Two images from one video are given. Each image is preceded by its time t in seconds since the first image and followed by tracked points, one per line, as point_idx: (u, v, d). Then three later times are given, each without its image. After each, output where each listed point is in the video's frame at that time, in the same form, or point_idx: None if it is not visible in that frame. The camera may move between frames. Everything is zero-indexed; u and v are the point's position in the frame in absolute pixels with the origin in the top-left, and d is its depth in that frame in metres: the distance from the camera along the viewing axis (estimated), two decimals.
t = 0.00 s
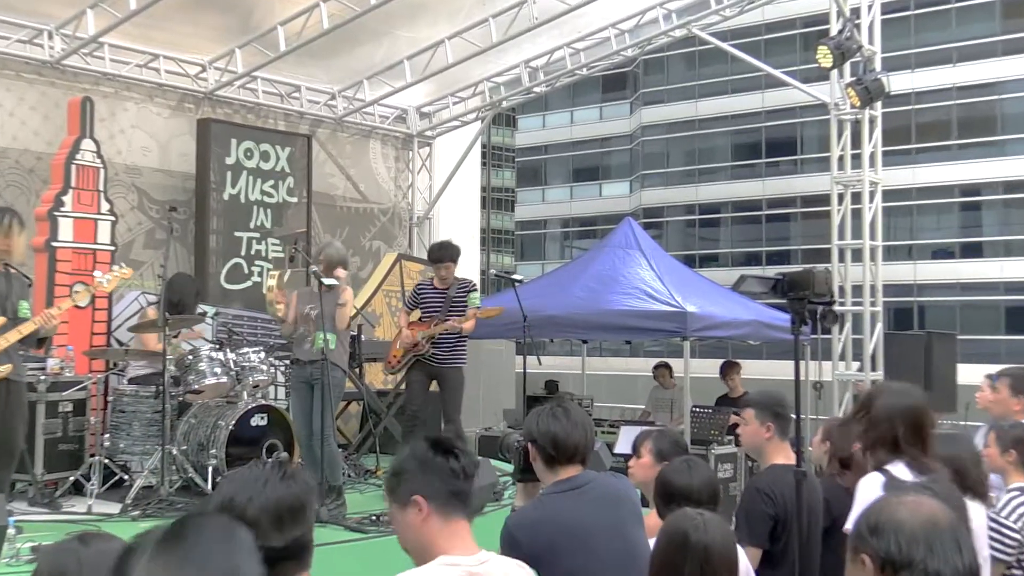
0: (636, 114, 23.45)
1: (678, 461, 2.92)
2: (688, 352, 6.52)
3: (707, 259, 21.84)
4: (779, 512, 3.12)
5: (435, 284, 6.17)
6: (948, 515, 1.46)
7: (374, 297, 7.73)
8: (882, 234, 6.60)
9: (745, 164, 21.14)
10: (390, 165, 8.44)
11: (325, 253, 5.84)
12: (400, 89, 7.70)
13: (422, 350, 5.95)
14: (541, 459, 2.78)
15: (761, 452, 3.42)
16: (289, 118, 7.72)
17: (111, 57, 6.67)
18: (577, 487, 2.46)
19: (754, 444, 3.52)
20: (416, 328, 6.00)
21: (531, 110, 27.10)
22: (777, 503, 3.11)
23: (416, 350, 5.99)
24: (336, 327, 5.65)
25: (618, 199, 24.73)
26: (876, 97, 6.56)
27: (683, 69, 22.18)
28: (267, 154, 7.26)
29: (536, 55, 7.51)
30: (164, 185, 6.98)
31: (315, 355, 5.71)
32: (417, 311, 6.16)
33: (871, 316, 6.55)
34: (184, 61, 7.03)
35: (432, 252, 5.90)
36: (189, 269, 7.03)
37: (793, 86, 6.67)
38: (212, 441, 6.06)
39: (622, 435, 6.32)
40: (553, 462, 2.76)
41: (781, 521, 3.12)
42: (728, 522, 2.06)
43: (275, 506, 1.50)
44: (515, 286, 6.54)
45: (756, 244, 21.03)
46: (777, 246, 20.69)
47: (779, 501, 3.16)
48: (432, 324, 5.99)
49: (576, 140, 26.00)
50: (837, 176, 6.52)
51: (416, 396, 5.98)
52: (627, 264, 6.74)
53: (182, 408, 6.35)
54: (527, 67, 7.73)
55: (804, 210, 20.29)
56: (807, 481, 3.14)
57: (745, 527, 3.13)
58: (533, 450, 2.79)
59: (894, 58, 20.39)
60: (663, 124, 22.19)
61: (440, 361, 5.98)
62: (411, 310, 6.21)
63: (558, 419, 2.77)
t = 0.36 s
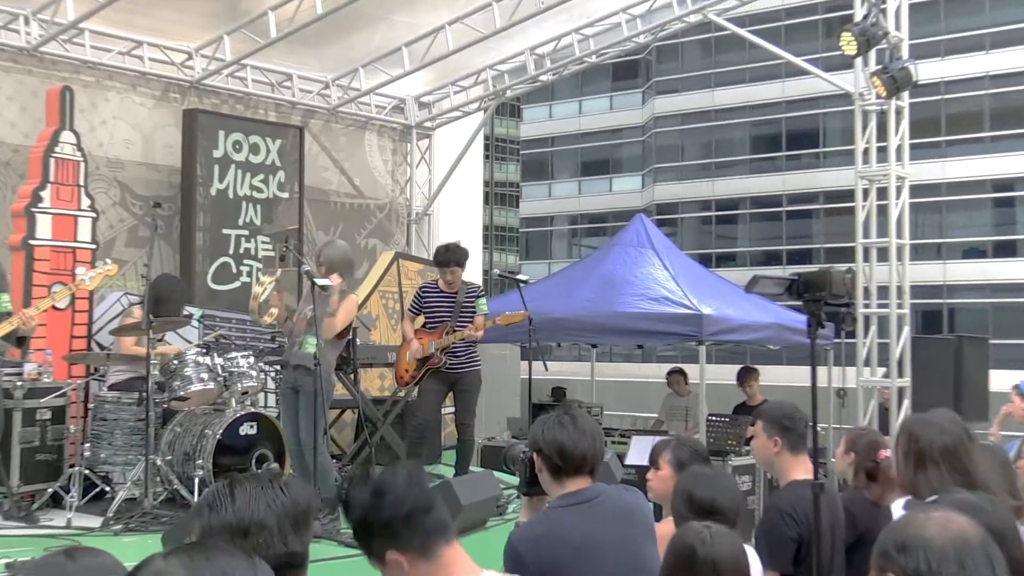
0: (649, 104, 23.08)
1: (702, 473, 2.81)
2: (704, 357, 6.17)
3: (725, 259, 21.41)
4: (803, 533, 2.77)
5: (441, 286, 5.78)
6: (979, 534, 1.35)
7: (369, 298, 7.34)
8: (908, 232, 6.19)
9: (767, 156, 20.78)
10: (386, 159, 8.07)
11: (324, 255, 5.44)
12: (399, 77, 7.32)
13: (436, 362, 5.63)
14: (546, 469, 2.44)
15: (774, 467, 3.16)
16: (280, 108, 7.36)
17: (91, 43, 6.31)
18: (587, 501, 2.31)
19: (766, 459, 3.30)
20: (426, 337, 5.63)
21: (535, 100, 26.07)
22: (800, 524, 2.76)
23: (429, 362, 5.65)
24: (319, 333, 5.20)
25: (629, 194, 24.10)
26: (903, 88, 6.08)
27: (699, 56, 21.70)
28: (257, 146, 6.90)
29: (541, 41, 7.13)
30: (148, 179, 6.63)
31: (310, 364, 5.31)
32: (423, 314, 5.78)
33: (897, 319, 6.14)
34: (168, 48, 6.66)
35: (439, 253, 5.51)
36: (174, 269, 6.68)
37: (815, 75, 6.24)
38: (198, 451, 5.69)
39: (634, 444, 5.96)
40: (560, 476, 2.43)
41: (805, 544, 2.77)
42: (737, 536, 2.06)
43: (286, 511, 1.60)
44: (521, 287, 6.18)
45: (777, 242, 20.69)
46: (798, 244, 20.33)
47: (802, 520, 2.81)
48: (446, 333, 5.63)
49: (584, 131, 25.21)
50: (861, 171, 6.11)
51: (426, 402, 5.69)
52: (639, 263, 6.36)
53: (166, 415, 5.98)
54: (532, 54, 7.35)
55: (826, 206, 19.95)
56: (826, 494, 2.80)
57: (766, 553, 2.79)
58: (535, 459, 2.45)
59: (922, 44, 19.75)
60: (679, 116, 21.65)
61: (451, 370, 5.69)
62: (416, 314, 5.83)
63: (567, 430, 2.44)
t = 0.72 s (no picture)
0: (663, 84, 21.36)
1: (731, 472, 2.58)
2: (722, 353, 5.80)
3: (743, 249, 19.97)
4: (814, 534, 2.74)
5: (446, 274, 5.46)
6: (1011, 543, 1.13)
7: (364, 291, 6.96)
8: (939, 219, 5.77)
9: (786, 141, 19.42)
10: (382, 142, 7.68)
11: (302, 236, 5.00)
12: (395, 55, 6.92)
13: (434, 353, 5.32)
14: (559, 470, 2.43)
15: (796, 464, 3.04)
16: (269, 88, 6.99)
17: (67, 18, 5.95)
18: (598, 506, 2.31)
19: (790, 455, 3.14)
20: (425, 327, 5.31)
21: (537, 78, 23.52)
22: (812, 526, 2.74)
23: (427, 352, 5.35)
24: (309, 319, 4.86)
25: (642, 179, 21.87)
26: (934, 67, 5.64)
27: (716, 33, 20.08)
28: (245, 128, 6.55)
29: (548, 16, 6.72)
30: (129, 163, 6.27)
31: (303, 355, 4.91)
32: (424, 302, 5.45)
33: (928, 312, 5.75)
34: (150, 24, 6.30)
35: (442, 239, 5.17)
36: (157, 259, 6.32)
37: (841, 53, 5.82)
38: (183, 452, 5.32)
39: (648, 447, 5.61)
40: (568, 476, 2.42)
41: (816, 545, 2.75)
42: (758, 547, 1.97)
43: (297, 514, 1.79)
44: (526, 279, 5.81)
45: (798, 231, 19.29)
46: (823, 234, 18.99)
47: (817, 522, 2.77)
48: (446, 323, 5.33)
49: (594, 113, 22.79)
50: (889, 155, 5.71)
51: (424, 399, 5.36)
52: (652, 251, 5.98)
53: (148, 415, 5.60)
54: (539, 30, 6.91)
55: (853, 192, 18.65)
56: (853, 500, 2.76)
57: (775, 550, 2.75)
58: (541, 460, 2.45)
59: (957, 19, 17.76)
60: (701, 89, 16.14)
61: (451, 363, 5.36)
62: (417, 301, 5.51)
63: (575, 432, 2.45)
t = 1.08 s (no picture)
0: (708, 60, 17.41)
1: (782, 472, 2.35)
2: (768, 340, 5.42)
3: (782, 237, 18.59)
4: (871, 535, 2.42)
5: (477, 255, 5.11)
6: None
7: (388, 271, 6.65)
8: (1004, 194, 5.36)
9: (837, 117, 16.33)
10: (405, 115, 7.35)
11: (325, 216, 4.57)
12: (417, 23, 6.52)
13: (462, 340, 5.00)
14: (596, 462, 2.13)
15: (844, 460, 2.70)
16: (284, 59, 6.67)
17: None
18: (636, 503, 2.03)
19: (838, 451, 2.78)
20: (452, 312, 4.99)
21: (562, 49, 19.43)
22: (868, 525, 2.42)
23: (453, 337, 5.03)
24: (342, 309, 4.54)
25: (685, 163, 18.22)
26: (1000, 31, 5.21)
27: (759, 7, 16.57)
28: (259, 101, 6.25)
29: None
30: (137, 139, 5.96)
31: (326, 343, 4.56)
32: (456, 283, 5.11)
33: (991, 295, 5.35)
34: None
35: (474, 215, 4.83)
36: (167, 240, 6.02)
37: (898, 16, 5.41)
38: (195, 445, 5.01)
39: (689, 439, 5.28)
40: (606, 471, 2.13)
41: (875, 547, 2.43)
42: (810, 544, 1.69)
43: (332, 512, 1.66)
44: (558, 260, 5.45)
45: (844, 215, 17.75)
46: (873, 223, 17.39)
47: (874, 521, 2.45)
48: (473, 308, 5.00)
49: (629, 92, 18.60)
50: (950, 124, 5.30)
51: (452, 388, 4.99)
52: (693, 232, 5.60)
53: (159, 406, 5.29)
54: None
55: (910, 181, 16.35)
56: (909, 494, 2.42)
57: (827, 555, 2.44)
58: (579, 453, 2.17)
59: None
60: (735, 49, 12.94)
61: (480, 350, 5.02)
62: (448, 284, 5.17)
63: (615, 422, 2.16)
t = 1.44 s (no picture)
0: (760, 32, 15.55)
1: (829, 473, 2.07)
2: (828, 332, 5.06)
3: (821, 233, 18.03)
4: (942, 544, 2.25)
5: (518, 241, 4.78)
6: None
7: (423, 258, 6.36)
8: None
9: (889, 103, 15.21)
10: (439, 91, 7.06)
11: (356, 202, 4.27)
12: None
13: (504, 332, 4.65)
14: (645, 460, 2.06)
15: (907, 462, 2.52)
16: (311, 32, 6.38)
17: None
18: (690, 504, 1.93)
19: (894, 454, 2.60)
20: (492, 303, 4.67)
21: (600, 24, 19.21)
22: (941, 533, 2.24)
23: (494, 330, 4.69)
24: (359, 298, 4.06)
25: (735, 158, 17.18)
26: None
27: None
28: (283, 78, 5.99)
29: None
30: (155, 119, 5.67)
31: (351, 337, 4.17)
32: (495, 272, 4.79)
33: None
34: None
35: (515, 196, 4.51)
36: (187, 225, 5.73)
37: None
38: (216, 443, 4.71)
39: (739, 439, 4.96)
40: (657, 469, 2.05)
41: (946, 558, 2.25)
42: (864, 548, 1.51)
43: (340, 525, 1.56)
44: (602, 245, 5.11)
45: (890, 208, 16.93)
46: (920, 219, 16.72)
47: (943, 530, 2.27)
48: (514, 297, 4.67)
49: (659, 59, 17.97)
50: None
51: (491, 382, 4.63)
52: (748, 216, 5.23)
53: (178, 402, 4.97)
54: None
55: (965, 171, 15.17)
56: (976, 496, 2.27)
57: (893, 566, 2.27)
58: (630, 449, 2.08)
59: None
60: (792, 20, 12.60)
61: (521, 344, 4.68)
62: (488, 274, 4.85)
63: (667, 417, 2.07)
